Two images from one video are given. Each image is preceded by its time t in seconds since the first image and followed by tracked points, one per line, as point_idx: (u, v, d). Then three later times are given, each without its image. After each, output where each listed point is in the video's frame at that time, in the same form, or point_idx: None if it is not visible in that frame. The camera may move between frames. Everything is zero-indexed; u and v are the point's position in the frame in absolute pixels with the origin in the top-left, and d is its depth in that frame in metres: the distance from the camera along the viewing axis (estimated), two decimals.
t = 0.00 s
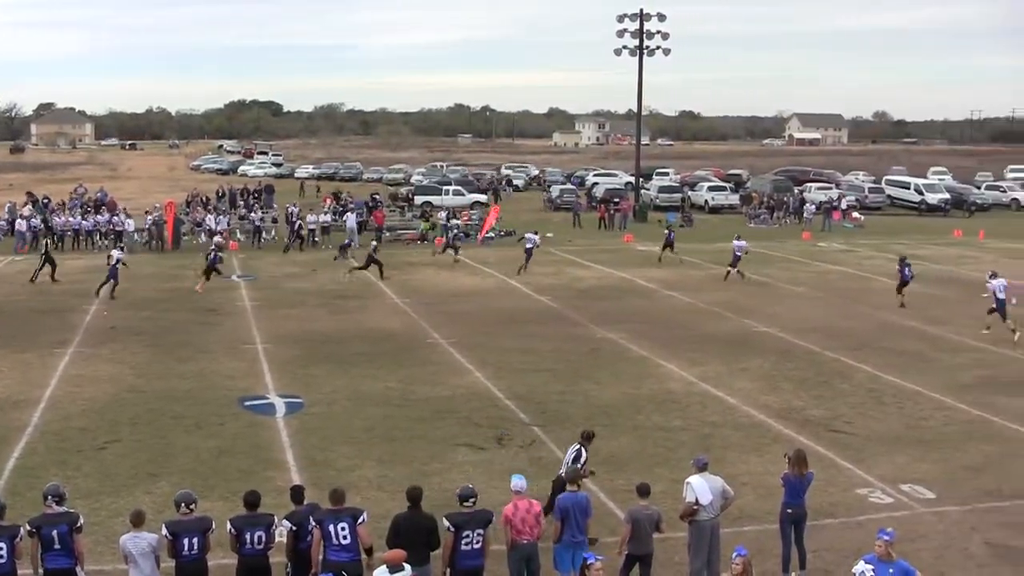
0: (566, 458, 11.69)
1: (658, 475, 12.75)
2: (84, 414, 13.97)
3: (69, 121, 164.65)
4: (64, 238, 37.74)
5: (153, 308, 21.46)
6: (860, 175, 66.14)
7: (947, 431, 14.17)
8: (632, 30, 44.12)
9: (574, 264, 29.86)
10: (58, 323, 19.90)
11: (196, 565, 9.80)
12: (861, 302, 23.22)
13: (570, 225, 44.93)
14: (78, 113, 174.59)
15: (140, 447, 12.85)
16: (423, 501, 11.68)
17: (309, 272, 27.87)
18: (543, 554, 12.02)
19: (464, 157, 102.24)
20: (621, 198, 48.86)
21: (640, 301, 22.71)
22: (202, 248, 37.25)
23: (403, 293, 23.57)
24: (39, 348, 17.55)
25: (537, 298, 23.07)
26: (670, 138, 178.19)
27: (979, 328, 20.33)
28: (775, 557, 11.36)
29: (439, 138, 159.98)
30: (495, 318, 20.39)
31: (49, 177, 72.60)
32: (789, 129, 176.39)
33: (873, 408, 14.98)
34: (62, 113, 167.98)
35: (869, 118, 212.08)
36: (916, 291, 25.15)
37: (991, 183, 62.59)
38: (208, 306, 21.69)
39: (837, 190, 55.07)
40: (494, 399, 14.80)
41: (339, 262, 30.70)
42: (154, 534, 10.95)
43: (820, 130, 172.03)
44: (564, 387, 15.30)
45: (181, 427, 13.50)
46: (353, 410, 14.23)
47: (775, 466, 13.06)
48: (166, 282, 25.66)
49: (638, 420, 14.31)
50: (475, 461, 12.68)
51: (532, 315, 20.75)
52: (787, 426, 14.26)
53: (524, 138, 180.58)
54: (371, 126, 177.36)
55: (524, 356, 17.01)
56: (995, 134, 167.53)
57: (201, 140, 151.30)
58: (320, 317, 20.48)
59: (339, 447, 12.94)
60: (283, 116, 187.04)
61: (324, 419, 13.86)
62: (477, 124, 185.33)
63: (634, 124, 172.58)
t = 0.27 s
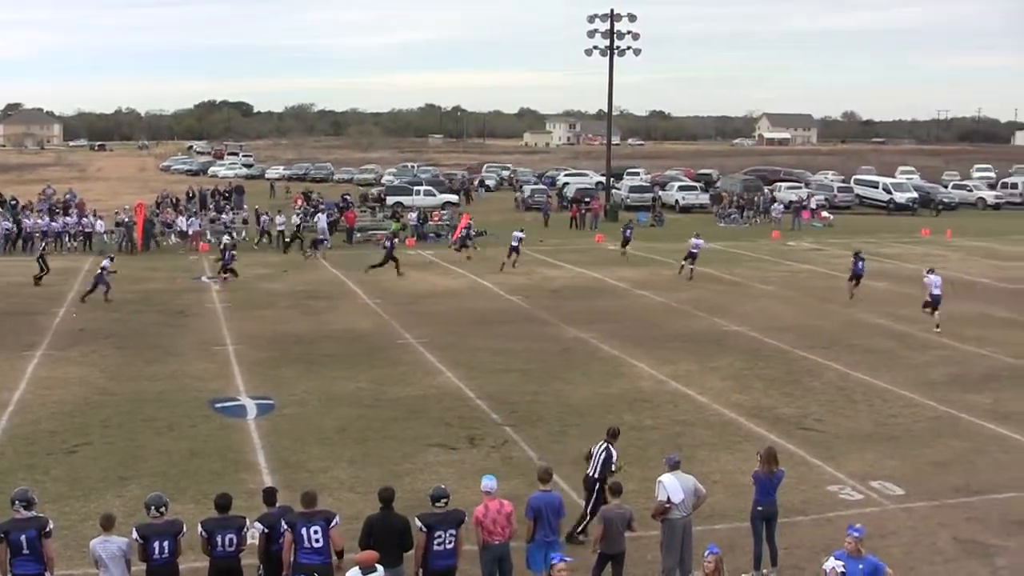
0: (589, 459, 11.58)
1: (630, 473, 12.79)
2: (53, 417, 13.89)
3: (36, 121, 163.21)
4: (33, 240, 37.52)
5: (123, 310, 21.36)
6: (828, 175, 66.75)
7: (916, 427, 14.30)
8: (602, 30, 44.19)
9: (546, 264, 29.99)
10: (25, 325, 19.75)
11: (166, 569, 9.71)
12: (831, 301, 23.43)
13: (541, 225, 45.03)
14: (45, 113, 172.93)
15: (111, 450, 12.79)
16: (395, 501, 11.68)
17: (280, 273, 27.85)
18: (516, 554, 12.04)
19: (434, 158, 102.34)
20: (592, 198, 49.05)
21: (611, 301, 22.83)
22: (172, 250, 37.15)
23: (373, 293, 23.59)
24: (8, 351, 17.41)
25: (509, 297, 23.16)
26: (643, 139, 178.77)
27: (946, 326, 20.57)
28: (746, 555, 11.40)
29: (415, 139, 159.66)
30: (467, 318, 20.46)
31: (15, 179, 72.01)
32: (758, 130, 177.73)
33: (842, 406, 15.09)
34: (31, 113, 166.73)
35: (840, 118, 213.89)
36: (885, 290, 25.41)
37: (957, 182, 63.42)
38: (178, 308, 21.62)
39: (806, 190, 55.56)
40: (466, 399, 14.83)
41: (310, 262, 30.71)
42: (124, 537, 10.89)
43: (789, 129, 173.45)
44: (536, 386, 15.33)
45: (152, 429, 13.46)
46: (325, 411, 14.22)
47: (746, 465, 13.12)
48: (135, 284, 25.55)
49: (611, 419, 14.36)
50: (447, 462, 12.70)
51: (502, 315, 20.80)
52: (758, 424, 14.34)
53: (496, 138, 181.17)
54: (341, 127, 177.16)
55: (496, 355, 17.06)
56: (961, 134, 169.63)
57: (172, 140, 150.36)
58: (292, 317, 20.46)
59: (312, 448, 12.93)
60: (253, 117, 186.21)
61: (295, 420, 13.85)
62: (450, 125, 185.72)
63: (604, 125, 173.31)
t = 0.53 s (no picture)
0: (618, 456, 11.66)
1: (598, 473, 12.83)
2: (19, 419, 13.83)
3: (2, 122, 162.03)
4: None
5: (89, 312, 21.26)
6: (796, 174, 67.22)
7: (882, 426, 14.40)
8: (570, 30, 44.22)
9: (514, 264, 30.15)
10: None
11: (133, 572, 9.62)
12: (797, 300, 23.63)
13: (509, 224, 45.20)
14: (12, 113, 171.70)
15: (78, 452, 12.76)
16: (363, 502, 11.70)
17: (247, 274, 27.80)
18: (485, 553, 12.07)
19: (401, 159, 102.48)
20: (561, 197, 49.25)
21: (578, 301, 22.95)
22: (139, 251, 37.01)
23: (341, 294, 23.62)
24: None
25: (477, 298, 23.26)
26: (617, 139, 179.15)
27: (911, 324, 20.78)
28: (715, 553, 11.43)
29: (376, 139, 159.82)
30: (435, 319, 20.52)
31: None
32: (726, 129, 178.87)
33: (809, 404, 15.18)
34: None
35: (813, 117, 215.15)
36: (851, 288, 25.63)
37: (923, 182, 64.07)
38: (146, 309, 21.56)
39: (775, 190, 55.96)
40: (434, 399, 14.89)
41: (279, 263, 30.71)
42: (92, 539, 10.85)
43: (756, 129, 174.77)
44: (504, 386, 15.40)
45: (120, 431, 13.45)
46: (293, 411, 14.26)
47: (714, 464, 13.17)
48: (101, 286, 25.44)
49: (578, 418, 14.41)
50: (415, 462, 12.75)
51: (470, 315, 20.87)
52: (726, 423, 14.39)
53: (466, 138, 181.87)
54: (308, 127, 177.11)
55: (464, 356, 17.14)
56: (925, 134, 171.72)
57: (139, 141, 149.60)
58: (260, 318, 20.46)
59: (280, 449, 12.95)
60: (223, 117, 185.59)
61: (264, 421, 13.86)
62: (418, 124, 186.24)
63: (571, 124, 173.99)
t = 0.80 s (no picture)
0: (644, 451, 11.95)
1: (565, 473, 12.86)
2: None
3: None
4: None
5: (53, 314, 21.13)
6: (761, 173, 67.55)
7: (847, 423, 14.54)
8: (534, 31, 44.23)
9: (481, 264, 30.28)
10: None
11: None
12: (762, 298, 23.84)
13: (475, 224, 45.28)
14: None
15: (42, 456, 12.68)
16: (330, 503, 11.69)
17: (213, 275, 27.73)
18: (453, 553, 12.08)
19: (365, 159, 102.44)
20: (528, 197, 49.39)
21: (545, 300, 23.08)
22: (104, 252, 36.78)
23: (308, 295, 23.63)
24: None
25: (444, 298, 23.35)
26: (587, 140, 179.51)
27: (874, 323, 21.02)
28: (682, 552, 11.47)
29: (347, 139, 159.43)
30: (402, 319, 20.58)
31: None
32: (691, 129, 179.76)
33: (774, 402, 15.30)
34: None
35: (778, 117, 216.47)
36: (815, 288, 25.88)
37: (886, 181, 64.62)
38: (110, 311, 21.46)
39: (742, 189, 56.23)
40: (401, 400, 14.94)
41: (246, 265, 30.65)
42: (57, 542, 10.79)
43: (721, 129, 175.95)
44: (471, 386, 15.46)
45: (85, 434, 13.38)
46: (260, 413, 14.24)
47: (681, 464, 13.24)
48: (65, 288, 25.28)
49: (546, 418, 14.47)
50: (382, 463, 12.76)
51: (438, 316, 20.94)
52: (692, 422, 14.47)
53: (435, 138, 182.11)
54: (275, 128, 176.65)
55: (431, 356, 17.21)
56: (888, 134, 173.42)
57: (103, 141, 148.59)
58: (227, 319, 20.44)
59: (246, 451, 12.93)
60: (190, 117, 184.62)
61: (230, 423, 13.84)
62: (385, 124, 186.42)
63: (538, 125, 174.41)
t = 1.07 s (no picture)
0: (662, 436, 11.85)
1: (527, 473, 12.90)
2: None
3: None
4: None
5: (9, 317, 20.99)
6: (721, 173, 67.98)
7: (806, 420, 14.71)
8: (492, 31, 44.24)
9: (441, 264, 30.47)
10: None
11: None
12: (720, 297, 24.10)
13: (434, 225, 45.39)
14: None
15: None
16: (291, 505, 11.68)
17: (173, 276, 27.65)
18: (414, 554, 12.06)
19: (324, 159, 102.43)
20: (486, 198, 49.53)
21: (504, 301, 23.26)
22: (61, 254, 36.52)
23: (268, 296, 23.66)
24: None
25: (404, 299, 23.48)
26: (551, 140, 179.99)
27: (832, 321, 21.27)
28: (644, 550, 11.46)
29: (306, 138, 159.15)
30: (363, 320, 20.67)
31: None
32: (650, 129, 180.26)
33: (735, 401, 15.45)
34: None
35: (740, 117, 217.67)
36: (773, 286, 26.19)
37: (843, 180, 65.22)
38: (68, 314, 21.35)
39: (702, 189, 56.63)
40: (362, 401, 15.03)
41: (206, 266, 30.59)
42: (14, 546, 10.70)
43: (680, 129, 176.99)
44: (433, 387, 15.56)
45: (43, 438, 13.32)
46: (220, 415, 14.24)
47: (641, 462, 13.31)
48: (21, 290, 25.13)
49: (506, 418, 14.57)
50: (343, 464, 12.79)
51: (399, 317, 21.04)
52: (653, 421, 14.58)
53: (396, 139, 182.09)
54: (234, 129, 175.82)
55: (392, 357, 17.33)
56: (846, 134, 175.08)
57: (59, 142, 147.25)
58: (187, 321, 20.43)
59: (207, 453, 12.93)
60: (149, 118, 183.37)
61: (191, 425, 13.84)
62: (345, 125, 186.52)
63: (497, 125, 174.50)
